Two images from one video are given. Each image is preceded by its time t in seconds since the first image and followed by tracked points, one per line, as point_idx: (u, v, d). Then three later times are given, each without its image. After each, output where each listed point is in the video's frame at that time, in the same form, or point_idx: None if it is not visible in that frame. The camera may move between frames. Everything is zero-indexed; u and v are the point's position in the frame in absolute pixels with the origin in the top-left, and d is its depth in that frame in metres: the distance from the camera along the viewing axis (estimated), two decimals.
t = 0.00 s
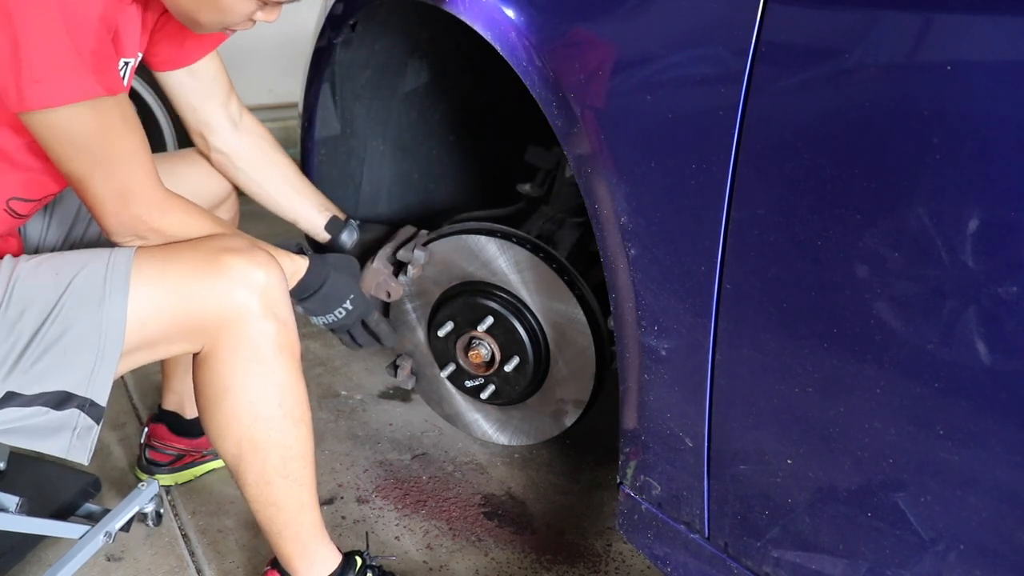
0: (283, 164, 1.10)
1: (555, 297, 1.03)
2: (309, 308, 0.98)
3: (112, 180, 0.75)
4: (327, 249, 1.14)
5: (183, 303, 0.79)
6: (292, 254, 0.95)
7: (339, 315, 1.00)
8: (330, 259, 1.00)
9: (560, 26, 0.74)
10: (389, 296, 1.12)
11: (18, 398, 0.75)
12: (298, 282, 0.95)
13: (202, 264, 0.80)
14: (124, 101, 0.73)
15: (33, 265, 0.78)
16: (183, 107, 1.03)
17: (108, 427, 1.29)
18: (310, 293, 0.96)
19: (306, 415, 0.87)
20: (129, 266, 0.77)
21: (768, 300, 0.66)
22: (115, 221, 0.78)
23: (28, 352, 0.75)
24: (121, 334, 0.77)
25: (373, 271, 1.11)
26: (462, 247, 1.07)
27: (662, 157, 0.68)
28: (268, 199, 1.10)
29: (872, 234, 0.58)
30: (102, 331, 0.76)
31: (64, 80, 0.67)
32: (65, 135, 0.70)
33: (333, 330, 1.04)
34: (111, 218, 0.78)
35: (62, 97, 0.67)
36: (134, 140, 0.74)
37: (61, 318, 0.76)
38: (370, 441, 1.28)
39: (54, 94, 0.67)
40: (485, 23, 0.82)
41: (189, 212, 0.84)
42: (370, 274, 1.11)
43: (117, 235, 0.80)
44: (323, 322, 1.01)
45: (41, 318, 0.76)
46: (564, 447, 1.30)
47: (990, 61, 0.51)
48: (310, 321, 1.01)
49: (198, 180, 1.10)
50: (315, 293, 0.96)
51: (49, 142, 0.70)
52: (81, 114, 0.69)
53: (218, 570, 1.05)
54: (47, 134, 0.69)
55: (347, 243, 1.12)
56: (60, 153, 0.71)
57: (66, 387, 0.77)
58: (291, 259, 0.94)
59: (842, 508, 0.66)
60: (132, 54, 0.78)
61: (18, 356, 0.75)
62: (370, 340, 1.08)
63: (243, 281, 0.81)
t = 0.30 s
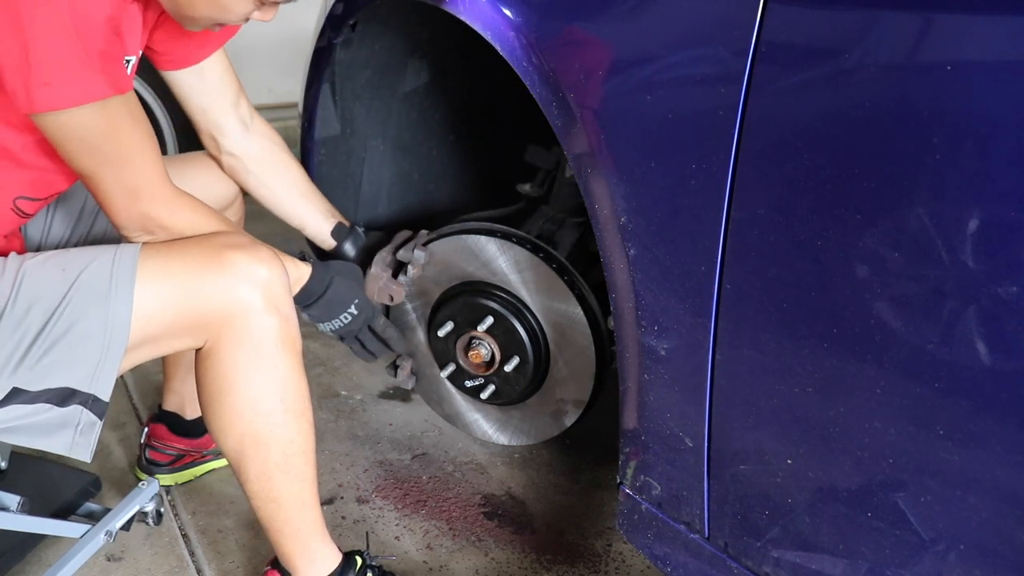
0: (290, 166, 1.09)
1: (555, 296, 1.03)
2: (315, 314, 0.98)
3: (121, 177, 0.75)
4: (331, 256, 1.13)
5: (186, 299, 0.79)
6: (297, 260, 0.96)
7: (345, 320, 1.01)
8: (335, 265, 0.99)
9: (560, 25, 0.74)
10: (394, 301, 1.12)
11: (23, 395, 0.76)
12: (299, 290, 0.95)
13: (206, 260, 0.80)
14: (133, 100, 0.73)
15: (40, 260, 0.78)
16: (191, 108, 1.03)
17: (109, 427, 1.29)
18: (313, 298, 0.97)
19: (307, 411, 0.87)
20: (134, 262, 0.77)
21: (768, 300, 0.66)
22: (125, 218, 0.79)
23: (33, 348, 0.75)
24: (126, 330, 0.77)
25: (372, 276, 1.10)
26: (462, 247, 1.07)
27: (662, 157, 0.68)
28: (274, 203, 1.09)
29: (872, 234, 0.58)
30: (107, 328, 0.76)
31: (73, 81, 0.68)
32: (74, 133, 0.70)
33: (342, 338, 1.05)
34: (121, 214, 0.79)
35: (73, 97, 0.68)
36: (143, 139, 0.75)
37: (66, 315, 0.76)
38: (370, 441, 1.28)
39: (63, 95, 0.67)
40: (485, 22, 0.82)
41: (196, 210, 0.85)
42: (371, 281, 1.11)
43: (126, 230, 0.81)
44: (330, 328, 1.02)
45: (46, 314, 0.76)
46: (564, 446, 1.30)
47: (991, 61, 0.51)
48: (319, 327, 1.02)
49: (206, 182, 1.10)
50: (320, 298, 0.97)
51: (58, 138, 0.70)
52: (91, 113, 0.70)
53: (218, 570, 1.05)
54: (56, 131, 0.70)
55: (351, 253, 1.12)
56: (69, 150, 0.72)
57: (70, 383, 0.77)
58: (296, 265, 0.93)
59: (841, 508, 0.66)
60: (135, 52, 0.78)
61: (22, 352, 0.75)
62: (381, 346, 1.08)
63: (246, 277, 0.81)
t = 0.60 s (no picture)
0: (293, 169, 1.09)
1: (555, 296, 1.03)
2: (320, 314, 0.98)
3: (123, 178, 0.75)
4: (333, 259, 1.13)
5: (187, 296, 0.79)
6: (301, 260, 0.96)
7: (349, 320, 1.01)
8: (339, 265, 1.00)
9: (560, 24, 0.74)
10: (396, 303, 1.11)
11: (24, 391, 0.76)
12: (303, 288, 0.95)
13: (207, 257, 0.80)
14: (134, 103, 0.73)
15: (43, 257, 0.78)
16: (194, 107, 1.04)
17: (109, 427, 1.29)
18: (316, 300, 0.97)
19: (307, 408, 0.87)
20: (136, 259, 0.77)
21: (768, 300, 0.66)
22: (131, 217, 0.79)
23: (34, 344, 0.75)
24: (128, 327, 0.77)
25: (373, 278, 1.11)
26: (461, 247, 1.07)
27: (662, 157, 0.68)
28: (277, 205, 1.09)
29: (872, 234, 0.58)
30: (109, 326, 0.76)
31: (73, 88, 0.68)
32: (74, 133, 0.70)
33: (349, 342, 1.05)
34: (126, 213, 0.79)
35: (74, 104, 0.68)
36: (146, 142, 0.75)
37: (68, 313, 0.76)
38: (370, 441, 1.28)
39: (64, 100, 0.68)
40: (485, 21, 0.82)
41: (201, 208, 0.85)
42: (372, 283, 1.11)
43: (132, 230, 0.81)
44: (335, 330, 1.02)
45: (49, 311, 0.76)
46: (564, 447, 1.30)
47: (991, 61, 0.51)
48: (322, 329, 1.01)
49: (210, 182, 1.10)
50: (324, 297, 0.97)
51: (60, 140, 0.71)
52: (93, 117, 0.70)
53: (218, 570, 1.05)
54: (57, 131, 0.70)
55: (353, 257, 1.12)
56: (70, 151, 0.72)
57: (71, 381, 0.77)
58: (300, 266, 0.94)
59: (842, 508, 0.66)
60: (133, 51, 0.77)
61: (23, 348, 0.75)
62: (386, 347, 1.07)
63: (246, 274, 0.82)
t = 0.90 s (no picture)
0: (293, 170, 1.09)
1: (555, 297, 1.03)
2: (325, 311, 0.98)
3: (130, 175, 0.76)
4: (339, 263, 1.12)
5: (189, 294, 0.79)
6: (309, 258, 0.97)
7: (354, 320, 1.01)
8: (347, 265, 1.00)
9: (560, 24, 0.74)
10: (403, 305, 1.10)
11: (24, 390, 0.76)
12: (309, 286, 0.96)
13: (208, 253, 0.80)
14: (140, 105, 0.73)
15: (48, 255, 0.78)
16: (194, 108, 1.04)
17: (109, 427, 1.29)
18: (322, 297, 0.98)
19: (308, 404, 0.87)
20: (138, 257, 0.77)
21: (768, 300, 0.66)
22: (137, 211, 0.80)
23: (37, 343, 0.75)
24: (130, 326, 0.77)
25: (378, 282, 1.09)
26: (462, 247, 1.07)
27: (662, 157, 0.68)
28: (277, 207, 1.09)
29: (872, 234, 0.58)
30: (113, 324, 0.76)
31: (74, 94, 0.68)
32: (80, 138, 0.71)
33: (355, 342, 1.05)
34: (133, 208, 0.80)
35: (75, 110, 0.68)
36: (152, 142, 0.76)
37: (72, 312, 0.76)
38: (370, 441, 1.28)
39: (64, 107, 0.68)
40: (485, 21, 0.82)
41: (207, 206, 0.86)
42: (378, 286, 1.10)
43: (140, 223, 0.82)
44: (340, 328, 1.02)
45: (52, 310, 0.76)
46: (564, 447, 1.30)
47: (991, 61, 0.51)
48: (330, 326, 1.01)
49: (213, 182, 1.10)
50: (331, 295, 0.97)
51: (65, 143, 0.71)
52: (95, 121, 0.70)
53: (218, 570, 1.05)
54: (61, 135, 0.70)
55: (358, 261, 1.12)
56: (76, 152, 0.72)
57: (73, 380, 0.77)
58: (306, 263, 0.95)
59: (842, 508, 0.66)
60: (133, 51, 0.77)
61: (26, 347, 0.75)
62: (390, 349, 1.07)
63: (247, 271, 0.82)
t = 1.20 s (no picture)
0: (290, 165, 1.08)
1: (555, 297, 1.03)
2: (325, 305, 1.00)
3: (129, 176, 0.77)
4: (343, 255, 1.13)
5: (189, 292, 0.79)
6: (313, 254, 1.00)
7: (351, 318, 1.02)
8: (353, 262, 1.02)
9: (559, 23, 0.74)
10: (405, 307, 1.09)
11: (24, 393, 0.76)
12: (309, 281, 0.99)
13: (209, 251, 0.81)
14: (136, 108, 0.73)
15: (48, 254, 0.78)
16: (184, 104, 1.03)
17: (109, 427, 1.29)
18: (325, 292, 1.00)
19: (308, 402, 0.87)
20: (139, 256, 0.77)
21: (768, 300, 0.66)
22: (137, 212, 0.82)
23: (39, 343, 0.75)
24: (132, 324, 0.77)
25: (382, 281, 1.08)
26: (462, 247, 1.07)
27: (663, 157, 0.68)
28: (275, 201, 1.09)
29: (873, 233, 0.58)
30: (114, 323, 0.76)
31: (72, 100, 0.68)
32: (77, 143, 0.71)
33: (351, 337, 1.07)
34: (132, 208, 0.81)
35: (72, 117, 0.68)
36: (151, 144, 0.77)
37: (73, 311, 0.76)
38: (370, 441, 1.28)
39: (63, 114, 0.68)
40: (485, 20, 0.82)
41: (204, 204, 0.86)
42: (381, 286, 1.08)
43: (139, 222, 0.83)
44: (338, 323, 1.04)
45: (54, 309, 0.76)
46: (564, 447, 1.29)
47: (991, 61, 0.51)
48: (330, 322, 1.04)
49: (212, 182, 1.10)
50: (333, 290, 1.00)
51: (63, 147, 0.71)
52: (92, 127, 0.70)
53: (218, 570, 1.05)
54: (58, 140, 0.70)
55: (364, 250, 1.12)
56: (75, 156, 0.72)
57: (74, 381, 0.77)
58: (308, 259, 0.97)
59: (842, 508, 0.66)
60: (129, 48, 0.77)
61: (28, 347, 0.75)
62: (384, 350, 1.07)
63: (248, 270, 0.82)
